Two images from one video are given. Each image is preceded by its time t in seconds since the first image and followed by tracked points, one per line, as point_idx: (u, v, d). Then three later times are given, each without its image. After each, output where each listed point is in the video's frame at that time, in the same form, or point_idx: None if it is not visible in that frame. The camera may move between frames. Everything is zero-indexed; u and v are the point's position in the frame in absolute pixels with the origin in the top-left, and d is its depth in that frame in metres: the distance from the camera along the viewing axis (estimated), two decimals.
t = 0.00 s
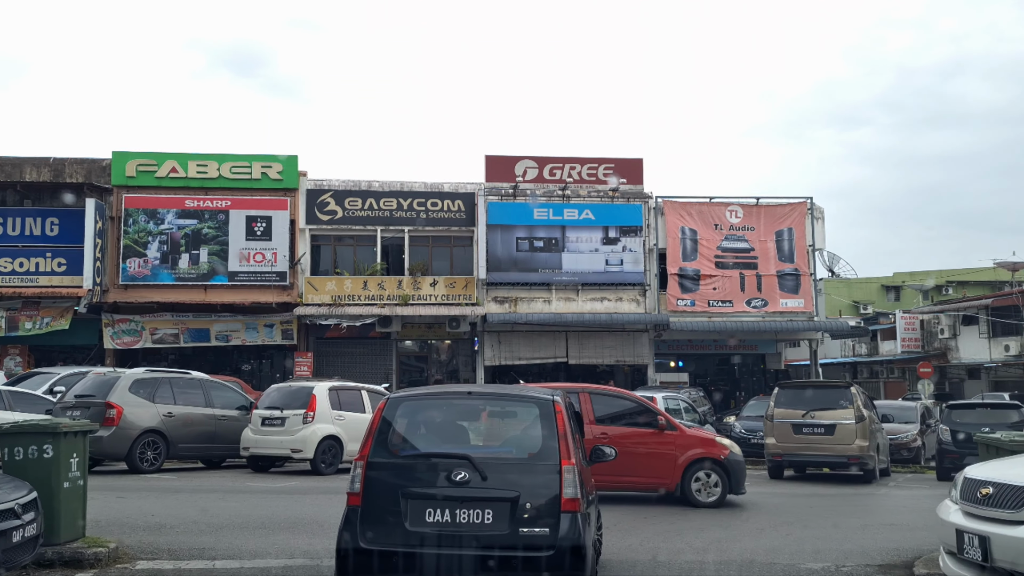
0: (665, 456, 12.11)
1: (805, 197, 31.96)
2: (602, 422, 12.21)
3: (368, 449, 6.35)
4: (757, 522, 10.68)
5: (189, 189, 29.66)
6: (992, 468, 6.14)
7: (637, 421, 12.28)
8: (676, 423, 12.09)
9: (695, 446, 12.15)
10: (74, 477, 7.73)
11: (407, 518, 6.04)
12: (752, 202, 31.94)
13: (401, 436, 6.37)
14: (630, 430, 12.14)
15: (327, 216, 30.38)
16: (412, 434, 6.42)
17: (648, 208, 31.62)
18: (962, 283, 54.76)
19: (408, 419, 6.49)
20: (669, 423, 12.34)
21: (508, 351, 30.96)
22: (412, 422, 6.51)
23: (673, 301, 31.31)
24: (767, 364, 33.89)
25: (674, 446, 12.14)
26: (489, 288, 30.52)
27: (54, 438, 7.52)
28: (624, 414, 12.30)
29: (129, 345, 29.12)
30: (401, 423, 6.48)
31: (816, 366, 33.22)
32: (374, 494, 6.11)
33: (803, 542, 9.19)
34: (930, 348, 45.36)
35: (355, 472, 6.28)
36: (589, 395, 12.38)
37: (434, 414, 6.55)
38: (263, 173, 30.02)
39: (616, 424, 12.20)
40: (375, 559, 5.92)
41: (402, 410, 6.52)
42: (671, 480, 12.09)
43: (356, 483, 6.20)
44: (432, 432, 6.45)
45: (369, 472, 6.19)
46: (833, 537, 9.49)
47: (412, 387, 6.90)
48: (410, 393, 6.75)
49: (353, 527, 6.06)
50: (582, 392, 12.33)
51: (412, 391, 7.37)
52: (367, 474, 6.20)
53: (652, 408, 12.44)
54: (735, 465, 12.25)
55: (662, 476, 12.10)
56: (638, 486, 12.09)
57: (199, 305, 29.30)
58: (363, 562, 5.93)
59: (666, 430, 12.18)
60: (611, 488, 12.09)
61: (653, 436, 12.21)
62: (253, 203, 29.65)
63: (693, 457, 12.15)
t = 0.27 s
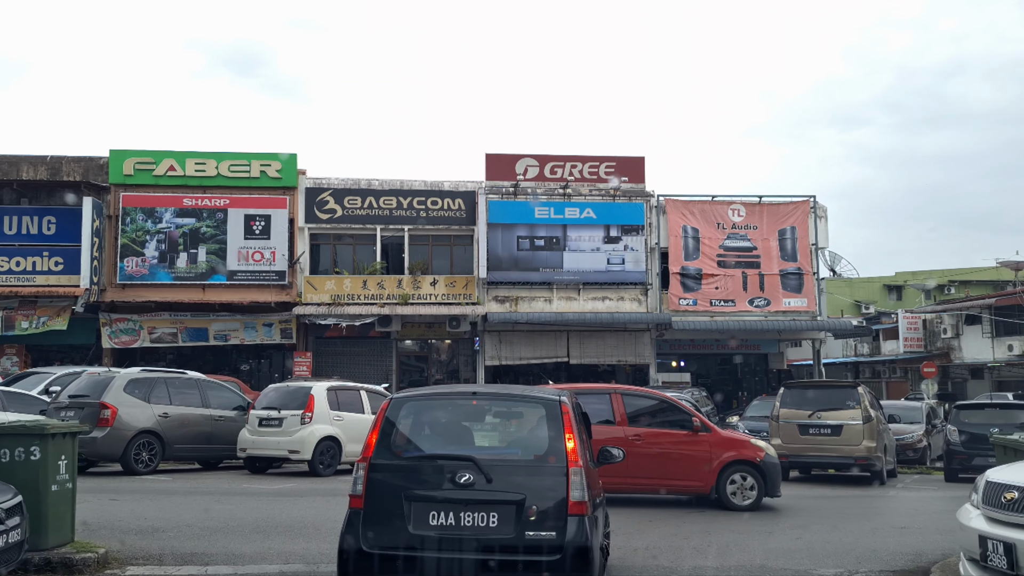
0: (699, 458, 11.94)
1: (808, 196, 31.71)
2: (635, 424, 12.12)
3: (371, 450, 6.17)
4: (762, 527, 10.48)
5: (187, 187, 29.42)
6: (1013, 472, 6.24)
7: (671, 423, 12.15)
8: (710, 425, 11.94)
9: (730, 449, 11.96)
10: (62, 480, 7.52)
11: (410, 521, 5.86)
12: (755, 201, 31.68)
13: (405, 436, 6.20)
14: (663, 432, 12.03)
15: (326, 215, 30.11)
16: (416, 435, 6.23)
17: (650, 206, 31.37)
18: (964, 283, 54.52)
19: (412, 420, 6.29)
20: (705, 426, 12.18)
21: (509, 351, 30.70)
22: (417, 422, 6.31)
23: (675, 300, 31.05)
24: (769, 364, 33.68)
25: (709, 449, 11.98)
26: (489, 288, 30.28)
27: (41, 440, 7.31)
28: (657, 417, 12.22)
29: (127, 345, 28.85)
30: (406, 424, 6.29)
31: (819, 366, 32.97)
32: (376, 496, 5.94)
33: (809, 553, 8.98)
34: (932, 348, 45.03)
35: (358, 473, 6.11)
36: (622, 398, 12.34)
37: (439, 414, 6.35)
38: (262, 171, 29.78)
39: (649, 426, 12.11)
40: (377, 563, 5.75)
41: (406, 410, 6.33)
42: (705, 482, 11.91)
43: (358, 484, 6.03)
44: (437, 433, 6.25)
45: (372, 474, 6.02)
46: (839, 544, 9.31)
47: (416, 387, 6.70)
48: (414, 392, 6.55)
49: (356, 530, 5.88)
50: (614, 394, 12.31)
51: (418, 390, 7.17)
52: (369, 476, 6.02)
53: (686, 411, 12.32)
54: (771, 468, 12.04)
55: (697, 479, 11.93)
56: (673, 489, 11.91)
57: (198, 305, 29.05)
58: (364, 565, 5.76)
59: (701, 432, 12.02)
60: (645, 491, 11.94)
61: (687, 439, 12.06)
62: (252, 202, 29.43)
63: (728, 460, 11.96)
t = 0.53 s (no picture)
0: (738, 460, 11.88)
1: (811, 194, 31.50)
2: (672, 426, 12.01)
3: (373, 450, 5.96)
4: (769, 531, 10.26)
5: (186, 186, 29.21)
6: None
7: (708, 424, 12.08)
8: (749, 426, 11.90)
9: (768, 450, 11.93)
10: (52, 481, 7.34)
11: (413, 523, 5.65)
12: (757, 199, 31.47)
13: (408, 436, 5.99)
14: (700, 434, 11.95)
15: (326, 214, 29.90)
16: (420, 435, 6.02)
17: (652, 205, 31.15)
18: (966, 282, 54.31)
19: (416, 419, 6.09)
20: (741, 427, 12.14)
21: (509, 351, 30.50)
22: (421, 422, 6.11)
23: (676, 299, 30.83)
24: (771, 364, 33.50)
25: (747, 450, 11.93)
26: (490, 287, 30.07)
27: (30, 441, 7.12)
28: (694, 418, 12.12)
29: (125, 344, 28.64)
30: (409, 424, 6.08)
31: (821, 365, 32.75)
32: (378, 498, 5.73)
33: (819, 557, 8.81)
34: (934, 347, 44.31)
35: (359, 474, 5.91)
36: (657, 399, 12.21)
37: (443, 414, 6.14)
38: (261, 169, 29.57)
39: (686, 428, 12.02)
40: (379, 567, 5.55)
41: (409, 409, 6.13)
42: (744, 485, 11.87)
43: (360, 485, 5.82)
44: (441, 434, 6.05)
45: (376, 474, 5.81)
46: (848, 550, 9.12)
47: (419, 386, 6.48)
48: (418, 391, 6.34)
49: (356, 532, 5.68)
50: (649, 395, 12.20)
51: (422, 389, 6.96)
52: (371, 477, 5.82)
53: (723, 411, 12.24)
54: (809, 470, 12.05)
55: (736, 481, 11.87)
56: (713, 491, 11.85)
57: (196, 304, 28.82)
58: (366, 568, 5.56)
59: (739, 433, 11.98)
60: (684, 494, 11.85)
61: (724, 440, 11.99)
62: (251, 200, 29.24)
63: (766, 462, 11.94)
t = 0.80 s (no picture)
0: (776, 462, 11.76)
1: (813, 193, 31.31)
2: (710, 427, 11.89)
3: (373, 451, 5.78)
4: (775, 534, 10.08)
5: (184, 184, 29.03)
6: None
7: (747, 424, 11.95)
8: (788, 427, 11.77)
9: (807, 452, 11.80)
10: (42, 483, 7.24)
11: (414, 526, 5.47)
12: (759, 198, 31.29)
13: (409, 437, 5.82)
14: (738, 434, 11.81)
15: (325, 213, 29.73)
16: (421, 436, 5.84)
17: (653, 204, 30.95)
18: (968, 281, 54.12)
19: (418, 419, 5.91)
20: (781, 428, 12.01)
21: (510, 350, 30.31)
22: (423, 422, 5.93)
23: (678, 298, 30.63)
24: (773, 363, 33.36)
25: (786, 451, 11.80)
26: (490, 286, 29.89)
27: (20, 442, 7.05)
28: (731, 418, 12.00)
29: (123, 343, 28.45)
30: (411, 424, 5.90)
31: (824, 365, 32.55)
32: (378, 500, 5.55)
33: (829, 561, 8.62)
34: (936, 347, 44.55)
35: (359, 476, 5.73)
36: (694, 399, 12.10)
37: (445, 414, 5.96)
38: (259, 168, 29.38)
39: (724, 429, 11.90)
40: (379, 572, 5.37)
41: (411, 408, 5.95)
42: (783, 487, 11.76)
43: (360, 487, 5.64)
44: (443, 434, 5.86)
45: (376, 476, 5.64)
46: (856, 554, 8.96)
47: (419, 385, 6.31)
48: (418, 391, 6.16)
49: (356, 535, 5.50)
50: (685, 394, 12.09)
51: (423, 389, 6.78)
52: (372, 478, 5.64)
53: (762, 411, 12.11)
54: (848, 472, 11.92)
55: (775, 483, 11.76)
56: (752, 493, 11.74)
57: (195, 303, 28.63)
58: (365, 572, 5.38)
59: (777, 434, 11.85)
60: (723, 496, 11.74)
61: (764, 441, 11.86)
62: (250, 199, 29.08)
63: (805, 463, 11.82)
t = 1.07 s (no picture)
0: (815, 463, 11.69)
1: (814, 192, 31.17)
2: (748, 428, 11.82)
3: (371, 454, 5.65)
4: (780, 536, 9.94)
5: (183, 183, 28.89)
6: None
7: (785, 425, 11.89)
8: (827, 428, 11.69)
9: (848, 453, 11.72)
10: (35, 486, 7.19)
11: (414, 532, 5.33)
12: (761, 197, 31.16)
13: (408, 439, 5.69)
14: (777, 435, 11.74)
15: (325, 212, 29.60)
16: (421, 438, 5.71)
17: (654, 203, 30.80)
18: (969, 281, 53.98)
19: (417, 421, 5.78)
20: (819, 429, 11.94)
21: (510, 350, 30.18)
22: (422, 423, 5.79)
23: (679, 298, 30.50)
24: (774, 363, 33.29)
25: (826, 452, 11.72)
26: (491, 286, 29.77)
27: (12, 444, 7.03)
28: (770, 419, 11.93)
29: (122, 343, 28.31)
30: (410, 426, 5.77)
31: (825, 365, 32.43)
32: (378, 504, 5.42)
33: (835, 565, 8.49)
34: (938, 347, 44.43)
35: (357, 479, 5.60)
36: (732, 400, 12.03)
37: (446, 415, 5.82)
38: (259, 167, 29.24)
39: (762, 430, 11.83)
40: None
41: (410, 409, 5.82)
42: (823, 488, 11.69)
43: (358, 491, 5.51)
44: (443, 436, 5.73)
45: (375, 479, 5.50)
46: (863, 557, 8.83)
47: (418, 385, 6.18)
48: (417, 391, 6.03)
49: (354, 540, 5.37)
50: (722, 395, 12.06)
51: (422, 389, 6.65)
52: (370, 481, 5.51)
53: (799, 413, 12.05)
54: (888, 473, 11.83)
55: (814, 485, 11.69)
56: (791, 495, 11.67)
57: (194, 303, 28.50)
58: None
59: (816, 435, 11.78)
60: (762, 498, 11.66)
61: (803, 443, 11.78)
62: (249, 198, 28.97)
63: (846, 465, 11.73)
